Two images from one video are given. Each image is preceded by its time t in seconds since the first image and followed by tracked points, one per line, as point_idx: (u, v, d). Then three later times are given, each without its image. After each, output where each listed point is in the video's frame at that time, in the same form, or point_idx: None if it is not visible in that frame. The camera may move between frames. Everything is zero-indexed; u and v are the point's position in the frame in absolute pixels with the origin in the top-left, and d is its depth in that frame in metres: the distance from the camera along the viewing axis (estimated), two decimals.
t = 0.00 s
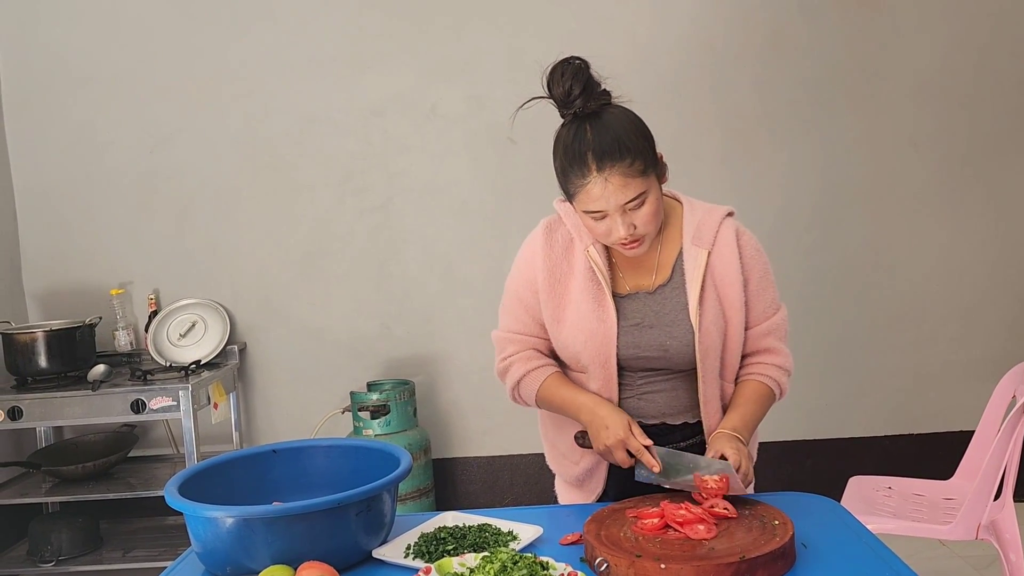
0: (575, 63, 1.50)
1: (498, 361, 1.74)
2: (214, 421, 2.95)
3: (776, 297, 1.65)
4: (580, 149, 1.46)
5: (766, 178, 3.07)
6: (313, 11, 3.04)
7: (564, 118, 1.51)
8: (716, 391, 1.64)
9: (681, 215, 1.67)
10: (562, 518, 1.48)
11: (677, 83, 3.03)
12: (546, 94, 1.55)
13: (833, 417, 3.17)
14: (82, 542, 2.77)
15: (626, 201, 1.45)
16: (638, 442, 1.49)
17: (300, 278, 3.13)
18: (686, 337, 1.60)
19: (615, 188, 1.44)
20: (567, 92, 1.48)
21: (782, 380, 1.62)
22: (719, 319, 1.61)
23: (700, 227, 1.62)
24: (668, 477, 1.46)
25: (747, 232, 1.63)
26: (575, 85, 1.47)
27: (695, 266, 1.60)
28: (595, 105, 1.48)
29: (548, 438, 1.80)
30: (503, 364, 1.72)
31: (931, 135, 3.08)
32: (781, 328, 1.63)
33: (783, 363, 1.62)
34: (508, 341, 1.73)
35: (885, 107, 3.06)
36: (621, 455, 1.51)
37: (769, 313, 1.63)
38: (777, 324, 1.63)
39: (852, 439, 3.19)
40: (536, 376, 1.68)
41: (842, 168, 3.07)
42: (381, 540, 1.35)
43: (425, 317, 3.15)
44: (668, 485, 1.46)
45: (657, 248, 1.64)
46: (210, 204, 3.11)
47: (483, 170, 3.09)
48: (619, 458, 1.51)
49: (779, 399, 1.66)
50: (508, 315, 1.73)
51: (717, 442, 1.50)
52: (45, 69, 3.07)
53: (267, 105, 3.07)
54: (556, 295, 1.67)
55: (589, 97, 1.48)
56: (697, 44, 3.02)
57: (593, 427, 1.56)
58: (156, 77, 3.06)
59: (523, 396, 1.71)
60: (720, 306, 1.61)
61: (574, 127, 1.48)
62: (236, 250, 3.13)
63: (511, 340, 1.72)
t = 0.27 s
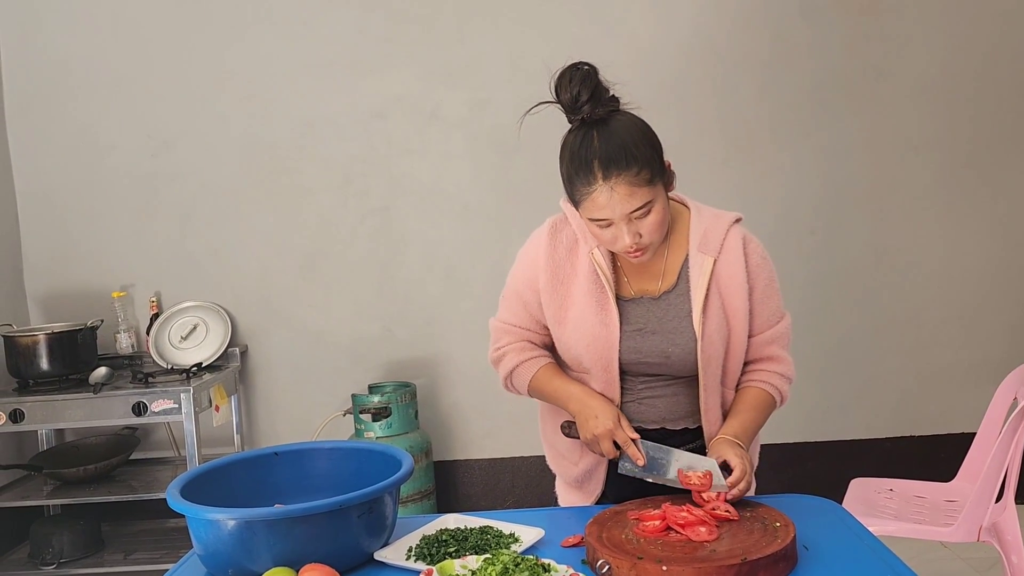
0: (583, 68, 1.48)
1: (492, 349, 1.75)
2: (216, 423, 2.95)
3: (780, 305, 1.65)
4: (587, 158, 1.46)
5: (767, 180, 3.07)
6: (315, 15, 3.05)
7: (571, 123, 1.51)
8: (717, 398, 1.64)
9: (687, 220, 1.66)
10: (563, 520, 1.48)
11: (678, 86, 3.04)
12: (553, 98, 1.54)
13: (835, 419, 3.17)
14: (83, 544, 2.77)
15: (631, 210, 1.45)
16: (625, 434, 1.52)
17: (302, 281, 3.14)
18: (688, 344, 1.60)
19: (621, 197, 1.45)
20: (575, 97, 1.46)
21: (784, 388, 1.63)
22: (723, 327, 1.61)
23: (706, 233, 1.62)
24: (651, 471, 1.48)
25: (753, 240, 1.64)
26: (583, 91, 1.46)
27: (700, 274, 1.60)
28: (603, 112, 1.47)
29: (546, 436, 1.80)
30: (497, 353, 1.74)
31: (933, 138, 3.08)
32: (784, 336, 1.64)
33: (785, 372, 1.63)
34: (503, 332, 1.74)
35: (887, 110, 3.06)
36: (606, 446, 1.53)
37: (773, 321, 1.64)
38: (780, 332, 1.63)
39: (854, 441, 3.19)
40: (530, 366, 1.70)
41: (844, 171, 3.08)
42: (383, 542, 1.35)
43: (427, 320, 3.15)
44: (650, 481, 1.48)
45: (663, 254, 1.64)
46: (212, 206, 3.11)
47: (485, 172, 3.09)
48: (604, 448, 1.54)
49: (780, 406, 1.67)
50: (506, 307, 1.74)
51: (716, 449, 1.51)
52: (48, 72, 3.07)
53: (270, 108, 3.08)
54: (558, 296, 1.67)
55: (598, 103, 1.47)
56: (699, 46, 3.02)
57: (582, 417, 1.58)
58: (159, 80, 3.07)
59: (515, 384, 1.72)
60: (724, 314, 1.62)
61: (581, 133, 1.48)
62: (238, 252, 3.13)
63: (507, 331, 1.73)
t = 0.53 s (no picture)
0: (598, 77, 1.49)
1: (495, 348, 1.76)
2: (217, 425, 2.95)
3: (786, 313, 1.65)
4: (600, 167, 1.46)
5: (768, 182, 3.07)
6: (317, 17, 3.05)
7: (584, 130, 1.51)
8: (721, 406, 1.64)
9: (696, 226, 1.66)
10: (564, 522, 1.48)
11: (680, 88, 3.04)
12: (567, 103, 1.54)
13: (837, 422, 3.17)
14: (84, 547, 2.77)
15: (644, 222, 1.45)
16: (628, 438, 1.52)
17: (304, 283, 3.14)
18: (694, 353, 1.60)
19: (634, 208, 1.45)
20: (590, 105, 1.47)
21: (787, 396, 1.62)
22: (728, 336, 1.61)
23: (714, 241, 1.61)
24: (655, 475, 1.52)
25: (762, 247, 1.63)
26: (598, 100, 1.46)
27: (707, 282, 1.59)
28: (617, 121, 1.47)
29: (549, 436, 1.80)
30: (499, 353, 1.74)
31: (935, 140, 3.08)
32: (790, 345, 1.64)
33: (789, 380, 1.63)
34: (506, 332, 1.74)
35: (888, 112, 3.06)
36: (609, 449, 1.53)
37: (779, 329, 1.63)
38: (786, 341, 1.63)
39: (855, 443, 3.19)
40: (533, 366, 1.70)
41: (845, 174, 3.08)
42: (384, 544, 1.35)
43: (428, 322, 3.15)
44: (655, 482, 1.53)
45: (671, 262, 1.63)
46: (213, 209, 3.12)
47: (486, 174, 3.10)
48: (607, 451, 1.54)
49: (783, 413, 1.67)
50: (510, 307, 1.74)
51: (718, 453, 1.51)
52: (50, 75, 3.08)
53: (271, 111, 3.08)
54: (564, 299, 1.68)
55: (612, 112, 1.47)
56: (700, 49, 3.03)
57: (585, 419, 1.58)
58: (160, 83, 3.07)
59: (518, 384, 1.72)
60: (730, 322, 1.61)
61: (595, 142, 1.48)
62: (240, 255, 3.13)
63: (510, 330, 1.74)
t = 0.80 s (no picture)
0: (618, 82, 1.49)
1: (500, 349, 1.75)
2: (219, 428, 2.95)
3: (793, 320, 1.66)
4: (618, 174, 1.46)
5: (770, 184, 3.07)
6: (318, 19, 3.06)
7: (601, 135, 1.51)
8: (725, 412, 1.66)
9: (707, 232, 1.66)
10: (565, 525, 1.48)
11: (681, 90, 3.04)
12: (584, 106, 1.54)
13: (839, 424, 3.17)
14: (86, 549, 2.76)
15: (660, 230, 1.46)
16: (637, 441, 1.51)
17: (306, 285, 3.14)
18: (702, 360, 1.61)
19: (651, 216, 1.45)
20: (609, 110, 1.47)
21: (791, 403, 1.64)
22: (736, 343, 1.62)
23: (725, 248, 1.62)
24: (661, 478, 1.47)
25: (772, 254, 1.64)
26: (618, 105, 1.47)
27: (717, 289, 1.60)
28: (635, 128, 1.47)
29: (552, 438, 1.81)
30: (506, 353, 1.73)
31: (937, 143, 3.08)
32: (796, 352, 1.65)
33: (793, 387, 1.64)
34: (513, 332, 1.74)
35: (890, 115, 3.06)
36: (616, 452, 1.52)
37: (786, 337, 1.65)
38: (792, 348, 1.65)
39: (857, 446, 3.18)
40: (540, 368, 1.70)
41: (847, 177, 3.08)
42: (386, 546, 1.35)
43: (430, 324, 3.15)
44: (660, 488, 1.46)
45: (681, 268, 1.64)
46: (214, 211, 3.12)
47: (488, 177, 3.10)
48: (615, 455, 1.52)
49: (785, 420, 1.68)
50: (517, 308, 1.74)
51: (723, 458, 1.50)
52: (52, 77, 3.08)
53: (273, 113, 3.09)
54: (573, 301, 1.67)
55: (631, 118, 1.47)
56: (702, 51, 3.03)
57: (593, 422, 1.57)
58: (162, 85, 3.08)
59: (524, 385, 1.72)
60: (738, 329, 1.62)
61: (612, 147, 1.48)
62: (241, 257, 3.13)
63: (516, 331, 1.73)
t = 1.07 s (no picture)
0: (633, 83, 1.49)
1: (512, 359, 1.74)
2: (221, 430, 2.95)
3: (797, 325, 1.67)
4: (630, 175, 1.46)
5: (772, 187, 3.07)
6: (320, 22, 3.06)
7: (613, 135, 1.51)
8: (728, 415, 1.66)
9: (713, 236, 1.66)
10: (566, 527, 1.48)
11: (683, 93, 3.04)
12: (597, 105, 1.54)
13: (841, 427, 3.17)
14: (88, 551, 2.77)
15: (670, 232, 1.46)
16: (654, 456, 1.49)
17: (308, 287, 3.14)
18: (707, 364, 1.61)
19: (662, 219, 1.45)
20: (624, 111, 1.47)
21: (792, 408, 1.65)
22: (741, 347, 1.62)
23: (731, 252, 1.62)
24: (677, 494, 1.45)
25: (778, 259, 1.64)
26: (633, 107, 1.47)
27: (723, 294, 1.60)
28: (648, 129, 1.47)
29: (556, 441, 1.81)
30: (519, 363, 1.72)
31: (939, 145, 3.08)
32: (799, 357, 1.66)
33: (795, 393, 1.65)
34: (524, 340, 1.72)
35: (893, 117, 3.06)
36: (633, 467, 1.50)
37: (789, 342, 1.65)
38: (795, 353, 1.65)
39: (859, 449, 3.18)
40: (553, 378, 1.69)
41: (849, 179, 3.08)
42: (387, 549, 1.35)
43: (431, 326, 3.15)
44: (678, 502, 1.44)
45: (688, 271, 1.64)
46: (217, 213, 3.12)
47: (489, 179, 3.10)
48: (631, 469, 1.50)
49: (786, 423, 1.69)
50: (526, 315, 1.73)
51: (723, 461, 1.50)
52: (55, 80, 3.09)
53: (275, 115, 3.09)
54: (581, 303, 1.67)
55: (644, 120, 1.47)
56: (704, 54, 3.03)
57: (609, 436, 1.56)
58: (165, 87, 3.08)
59: (537, 396, 1.72)
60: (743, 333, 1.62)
61: (625, 149, 1.48)
62: (243, 259, 3.14)
63: (528, 339, 1.72)
